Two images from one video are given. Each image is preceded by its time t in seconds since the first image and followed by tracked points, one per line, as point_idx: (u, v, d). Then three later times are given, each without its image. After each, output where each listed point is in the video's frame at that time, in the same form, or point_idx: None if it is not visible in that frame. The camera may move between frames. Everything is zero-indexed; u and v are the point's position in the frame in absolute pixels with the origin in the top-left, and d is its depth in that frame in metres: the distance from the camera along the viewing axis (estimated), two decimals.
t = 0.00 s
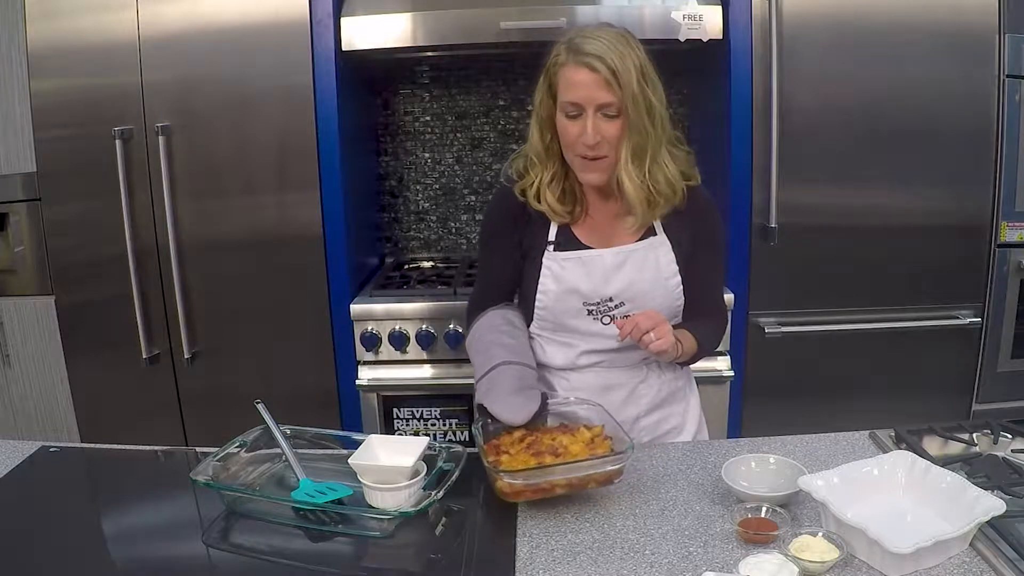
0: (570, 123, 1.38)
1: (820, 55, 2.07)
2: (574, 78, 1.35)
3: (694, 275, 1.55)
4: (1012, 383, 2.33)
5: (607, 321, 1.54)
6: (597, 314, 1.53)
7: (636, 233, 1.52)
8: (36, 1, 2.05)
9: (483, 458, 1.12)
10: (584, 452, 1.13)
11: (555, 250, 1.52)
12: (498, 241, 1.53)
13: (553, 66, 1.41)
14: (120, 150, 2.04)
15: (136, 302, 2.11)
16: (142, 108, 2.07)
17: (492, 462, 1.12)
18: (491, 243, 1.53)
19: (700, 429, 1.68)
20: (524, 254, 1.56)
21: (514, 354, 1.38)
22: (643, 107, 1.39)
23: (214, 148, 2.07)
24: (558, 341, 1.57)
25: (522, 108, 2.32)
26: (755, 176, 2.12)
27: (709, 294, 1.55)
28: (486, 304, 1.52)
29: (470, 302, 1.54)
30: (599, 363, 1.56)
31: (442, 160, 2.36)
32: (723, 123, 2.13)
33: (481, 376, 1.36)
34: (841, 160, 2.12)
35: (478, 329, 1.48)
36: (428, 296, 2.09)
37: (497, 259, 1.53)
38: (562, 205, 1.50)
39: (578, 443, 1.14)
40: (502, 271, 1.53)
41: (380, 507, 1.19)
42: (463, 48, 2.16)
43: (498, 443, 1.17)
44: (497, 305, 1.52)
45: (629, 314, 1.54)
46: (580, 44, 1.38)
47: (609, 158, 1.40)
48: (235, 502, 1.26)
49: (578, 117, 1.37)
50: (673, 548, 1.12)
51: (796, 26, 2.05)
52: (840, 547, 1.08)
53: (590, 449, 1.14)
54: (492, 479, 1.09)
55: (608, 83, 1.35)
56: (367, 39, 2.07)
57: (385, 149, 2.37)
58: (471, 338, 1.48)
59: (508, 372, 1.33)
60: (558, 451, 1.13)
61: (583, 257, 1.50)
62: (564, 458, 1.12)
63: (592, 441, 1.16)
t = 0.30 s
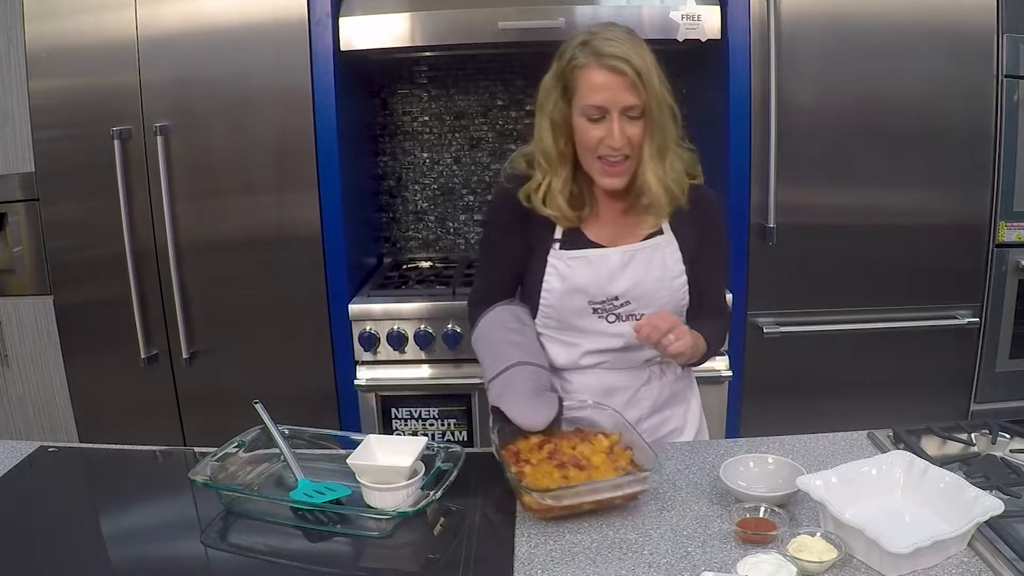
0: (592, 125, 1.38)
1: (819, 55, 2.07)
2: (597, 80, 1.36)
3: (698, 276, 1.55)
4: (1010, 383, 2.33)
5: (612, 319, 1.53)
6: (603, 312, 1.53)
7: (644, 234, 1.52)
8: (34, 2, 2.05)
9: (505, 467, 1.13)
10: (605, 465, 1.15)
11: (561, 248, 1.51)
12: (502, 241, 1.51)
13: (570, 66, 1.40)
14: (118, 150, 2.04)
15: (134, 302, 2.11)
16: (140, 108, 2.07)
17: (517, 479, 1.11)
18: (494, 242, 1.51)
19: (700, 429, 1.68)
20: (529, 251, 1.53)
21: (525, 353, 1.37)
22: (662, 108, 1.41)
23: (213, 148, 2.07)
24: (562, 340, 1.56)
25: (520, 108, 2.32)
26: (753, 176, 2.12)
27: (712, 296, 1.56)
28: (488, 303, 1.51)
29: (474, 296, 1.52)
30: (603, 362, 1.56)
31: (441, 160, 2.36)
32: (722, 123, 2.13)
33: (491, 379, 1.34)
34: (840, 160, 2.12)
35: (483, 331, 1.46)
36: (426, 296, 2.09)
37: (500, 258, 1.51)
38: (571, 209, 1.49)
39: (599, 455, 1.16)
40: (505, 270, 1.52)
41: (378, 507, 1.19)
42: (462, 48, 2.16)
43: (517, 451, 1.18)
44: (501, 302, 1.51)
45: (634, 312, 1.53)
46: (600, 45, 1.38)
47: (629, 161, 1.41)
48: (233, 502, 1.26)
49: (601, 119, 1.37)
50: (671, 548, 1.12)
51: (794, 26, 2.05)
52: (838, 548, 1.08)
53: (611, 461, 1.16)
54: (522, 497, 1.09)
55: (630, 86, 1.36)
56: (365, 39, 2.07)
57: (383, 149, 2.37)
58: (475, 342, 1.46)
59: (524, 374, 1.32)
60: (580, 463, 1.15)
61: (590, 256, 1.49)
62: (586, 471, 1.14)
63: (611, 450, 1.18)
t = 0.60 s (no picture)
0: (619, 124, 1.37)
1: (814, 55, 2.07)
2: (625, 80, 1.35)
3: (715, 282, 1.56)
4: (1005, 383, 2.33)
5: (630, 321, 1.52)
6: (621, 315, 1.51)
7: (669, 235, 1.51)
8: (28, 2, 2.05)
9: (514, 470, 1.16)
10: (614, 470, 1.17)
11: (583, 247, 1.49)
12: (523, 238, 1.48)
13: (597, 65, 1.39)
14: (113, 150, 2.04)
15: (129, 302, 2.11)
16: (135, 109, 2.07)
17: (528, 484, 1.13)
18: (514, 238, 1.49)
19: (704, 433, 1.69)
20: (548, 244, 1.51)
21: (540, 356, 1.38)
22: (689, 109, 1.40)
23: (208, 148, 2.07)
24: (576, 342, 1.55)
25: (515, 108, 2.33)
26: (749, 176, 2.12)
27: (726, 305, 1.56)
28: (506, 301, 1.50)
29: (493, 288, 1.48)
30: (617, 363, 1.55)
31: (435, 160, 2.36)
32: (717, 123, 2.13)
33: (504, 378, 1.35)
34: (835, 160, 2.12)
35: (496, 326, 1.46)
36: (421, 296, 2.09)
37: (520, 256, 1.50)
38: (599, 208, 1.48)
39: (609, 461, 1.19)
40: (524, 267, 1.51)
41: (373, 507, 1.20)
42: (457, 48, 2.16)
43: (526, 454, 1.22)
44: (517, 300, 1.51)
45: (652, 315, 1.52)
46: (627, 44, 1.37)
47: (655, 161, 1.40)
48: (228, 502, 1.26)
49: (628, 120, 1.37)
50: (667, 548, 1.12)
51: (789, 26, 2.05)
52: (833, 547, 1.08)
53: (620, 467, 1.18)
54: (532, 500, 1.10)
55: (658, 85, 1.35)
56: (360, 40, 2.07)
57: (378, 149, 2.37)
58: (489, 334, 1.47)
59: (537, 376, 1.33)
60: (589, 468, 1.17)
61: (611, 256, 1.47)
62: (595, 476, 1.16)
63: (621, 458, 1.21)
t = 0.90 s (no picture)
0: (638, 129, 1.36)
1: (809, 55, 2.07)
2: (646, 84, 1.33)
3: (730, 290, 1.55)
4: (1000, 383, 2.33)
5: (640, 324, 1.53)
6: (631, 316, 1.52)
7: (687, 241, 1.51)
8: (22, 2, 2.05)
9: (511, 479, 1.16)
10: (612, 479, 1.17)
11: (599, 246, 1.51)
12: (540, 230, 1.50)
13: (622, 67, 1.38)
14: (108, 150, 2.04)
15: (124, 301, 2.11)
16: (130, 109, 2.07)
17: (526, 497, 1.13)
18: (534, 230, 1.50)
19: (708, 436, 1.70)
20: (565, 239, 1.54)
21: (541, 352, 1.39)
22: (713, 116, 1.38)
23: (204, 148, 2.07)
24: (583, 339, 1.57)
25: (510, 108, 2.33)
26: (744, 176, 2.12)
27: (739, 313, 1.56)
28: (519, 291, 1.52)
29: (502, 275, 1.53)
30: (624, 364, 1.56)
31: (431, 160, 2.36)
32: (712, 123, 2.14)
33: (505, 378, 1.37)
34: (830, 160, 2.12)
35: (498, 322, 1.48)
36: (416, 296, 2.09)
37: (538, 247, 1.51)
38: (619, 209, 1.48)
39: (606, 469, 1.18)
40: (541, 258, 1.52)
41: (368, 507, 1.19)
42: (452, 48, 2.16)
43: (526, 458, 1.21)
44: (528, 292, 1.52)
45: (663, 319, 1.53)
46: (652, 48, 1.35)
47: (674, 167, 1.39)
48: (223, 502, 1.26)
49: (648, 124, 1.35)
50: (662, 548, 1.12)
51: (784, 26, 2.05)
52: (828, 547, 1.08)
53: (618, 475, 1.18)
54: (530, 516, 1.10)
55: (680, 91, 1.33)
56: (355, 39, 2.07)
57: (373, 149, 2.37)
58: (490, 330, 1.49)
59: (538, 376, 1.35)
60: (587, 477, 1.16)
61: (624, 257, 1.48)
62: (593, 486, 1.16)
63: (619, 463, 1.20)
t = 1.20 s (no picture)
0: (667, 136, 1.35)
1: (804, 55, 2.06)
2: (676, 91, 1.32)
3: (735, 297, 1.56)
4: (994, 383, 2.33)
5: (646, 326, 1.53)
6: (637, 318, 1.52)
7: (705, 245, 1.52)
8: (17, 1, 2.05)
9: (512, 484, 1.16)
10: (611, 480, 1.18)
11: (611, 247, 1.51)
12: (547, 223, 1.51)
13: (651, 72, 1.36)
14: (103, 150, 2.04)
15: (119, 301, 2.11)
16: (125, 109, 2.07)
17: (530, 502, 1.12)
18: (539, 221, 1.51)
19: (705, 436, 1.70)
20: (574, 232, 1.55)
21: (525, 353, 1.36)
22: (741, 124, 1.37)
23: (199, 147, 2.07)
24: (588, 337, 1.58)
25: (505, 108, 2.33)
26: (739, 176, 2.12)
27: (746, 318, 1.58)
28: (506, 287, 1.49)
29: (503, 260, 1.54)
30: (627, 364, 1.56)
31: (426, 160, 2.36)
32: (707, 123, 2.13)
33: (490, 383, 1.34)
34: (825, 160, 2.12)
35: (477, 322, 1.44)
36: (411, 296, 2.09)
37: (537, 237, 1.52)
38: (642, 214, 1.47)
39: (604, 470, 1.19)
40: (535, 248, 1.53)
41: (363, 507, 1.19)
42: (447, 49, 2.16)
43: (523, 462, 1.22)
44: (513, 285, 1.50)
45: (669, 323, 1.53)
46: (683, 54, 1.33)
47: (700, 174, 1.38)
48: (218, 502, 1.26)
49: (677, 131, 1.34)
50: (657, 548, 1.12)
51: (779, 26, 2.05)
52: (823, 547, 1.08)
53: (616, 476, 1.19)
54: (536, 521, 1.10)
55: (711, 99, 1.32)
56: (349, 39, 2.07)
57: (368, 149, 2.37)
58: (469, 331, 1.44)
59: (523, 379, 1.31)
60: (586, 478, 1.17)
61: (633, 259, 1.48)
62: (594, 487, 1.17)
63: (616, 464, 1.22)
